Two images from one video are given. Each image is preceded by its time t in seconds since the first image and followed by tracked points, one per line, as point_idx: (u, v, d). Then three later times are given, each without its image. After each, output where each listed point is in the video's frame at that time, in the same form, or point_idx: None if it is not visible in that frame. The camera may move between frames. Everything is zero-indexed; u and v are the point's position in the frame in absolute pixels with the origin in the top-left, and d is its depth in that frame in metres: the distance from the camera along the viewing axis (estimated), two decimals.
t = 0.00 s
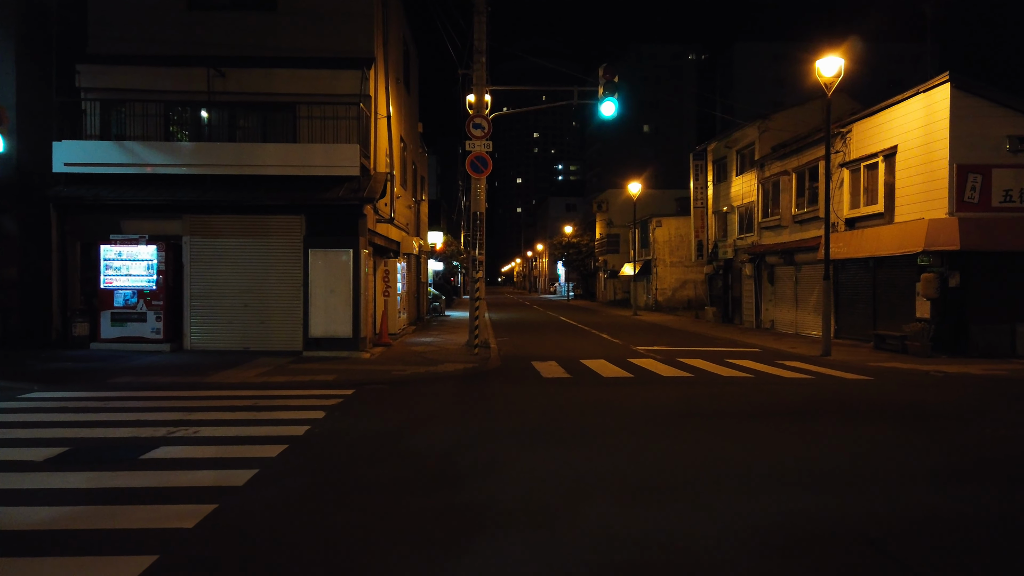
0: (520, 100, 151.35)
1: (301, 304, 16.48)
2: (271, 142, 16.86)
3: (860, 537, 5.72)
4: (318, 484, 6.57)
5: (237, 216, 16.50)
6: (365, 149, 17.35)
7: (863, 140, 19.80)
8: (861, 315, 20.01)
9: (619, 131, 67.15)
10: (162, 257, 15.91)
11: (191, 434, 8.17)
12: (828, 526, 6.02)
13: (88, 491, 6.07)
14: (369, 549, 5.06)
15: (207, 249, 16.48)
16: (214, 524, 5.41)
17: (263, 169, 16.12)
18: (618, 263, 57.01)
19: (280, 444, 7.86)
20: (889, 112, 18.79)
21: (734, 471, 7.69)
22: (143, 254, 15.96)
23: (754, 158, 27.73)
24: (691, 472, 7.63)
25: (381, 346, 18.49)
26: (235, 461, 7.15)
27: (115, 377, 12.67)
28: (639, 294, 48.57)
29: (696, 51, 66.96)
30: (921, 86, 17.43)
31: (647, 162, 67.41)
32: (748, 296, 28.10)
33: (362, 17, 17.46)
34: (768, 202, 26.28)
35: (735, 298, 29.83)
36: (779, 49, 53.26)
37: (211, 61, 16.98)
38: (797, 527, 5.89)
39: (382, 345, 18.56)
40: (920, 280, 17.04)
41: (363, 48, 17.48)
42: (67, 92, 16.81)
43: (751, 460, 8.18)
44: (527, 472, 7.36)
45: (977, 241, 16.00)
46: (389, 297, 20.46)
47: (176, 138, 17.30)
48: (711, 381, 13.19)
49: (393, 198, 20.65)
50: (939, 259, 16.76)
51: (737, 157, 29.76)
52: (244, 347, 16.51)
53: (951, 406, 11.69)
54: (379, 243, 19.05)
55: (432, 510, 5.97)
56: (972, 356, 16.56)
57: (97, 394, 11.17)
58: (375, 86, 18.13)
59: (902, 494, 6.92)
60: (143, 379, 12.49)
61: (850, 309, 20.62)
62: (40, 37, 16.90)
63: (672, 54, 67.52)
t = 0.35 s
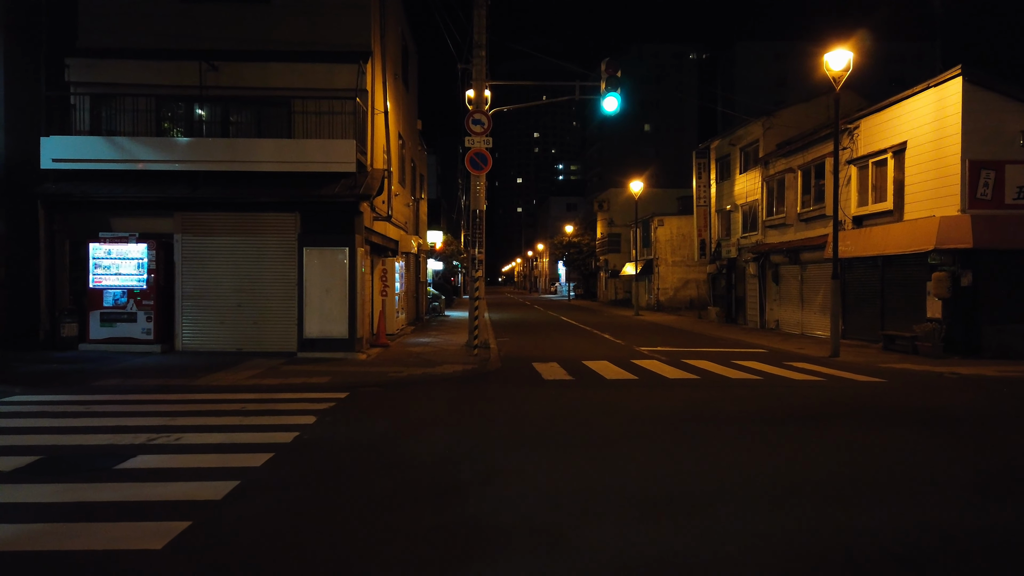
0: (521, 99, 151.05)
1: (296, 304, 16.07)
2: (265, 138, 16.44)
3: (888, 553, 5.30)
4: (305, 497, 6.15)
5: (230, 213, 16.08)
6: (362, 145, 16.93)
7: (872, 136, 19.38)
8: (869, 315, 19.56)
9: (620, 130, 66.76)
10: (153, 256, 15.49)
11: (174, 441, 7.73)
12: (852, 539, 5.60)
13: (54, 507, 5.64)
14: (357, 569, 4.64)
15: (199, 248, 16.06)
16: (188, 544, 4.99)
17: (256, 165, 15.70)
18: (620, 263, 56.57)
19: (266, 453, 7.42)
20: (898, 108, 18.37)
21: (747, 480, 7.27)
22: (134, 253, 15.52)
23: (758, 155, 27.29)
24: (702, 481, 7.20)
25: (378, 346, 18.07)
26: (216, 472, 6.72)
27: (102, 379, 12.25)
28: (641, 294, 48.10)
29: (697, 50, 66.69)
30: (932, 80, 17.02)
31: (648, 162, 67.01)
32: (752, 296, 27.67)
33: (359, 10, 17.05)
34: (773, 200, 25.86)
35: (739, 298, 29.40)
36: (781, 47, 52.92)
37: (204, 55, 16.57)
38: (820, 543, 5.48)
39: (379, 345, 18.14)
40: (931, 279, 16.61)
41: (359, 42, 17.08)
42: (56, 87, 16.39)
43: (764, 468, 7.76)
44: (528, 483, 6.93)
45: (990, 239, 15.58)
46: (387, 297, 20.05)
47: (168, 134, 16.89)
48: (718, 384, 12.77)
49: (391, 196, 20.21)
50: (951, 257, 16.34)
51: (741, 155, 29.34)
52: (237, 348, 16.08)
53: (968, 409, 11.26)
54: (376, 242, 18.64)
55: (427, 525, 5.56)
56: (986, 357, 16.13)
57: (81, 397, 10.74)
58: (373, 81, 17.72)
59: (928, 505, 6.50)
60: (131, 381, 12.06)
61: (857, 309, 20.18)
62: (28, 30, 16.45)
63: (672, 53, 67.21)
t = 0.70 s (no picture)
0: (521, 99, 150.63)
1: (291, 304, 15.63)
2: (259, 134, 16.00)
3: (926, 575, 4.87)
4: (296, 513, 5.68)
5: (224, 211, 15.65)
6: (359, 142, 16.49)
7: (882, 133, 18.94)
8: (880, 315, 19.09)
9: (621, 129, 66.34)
10: (144, 255, 15.07)
11: (154, 450, 7.23)
12: (890, 560, 5.15)
13: (20, 526, 5.21)
14: None
15: (191, 247, 15.62)
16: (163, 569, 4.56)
17: (251, 162, 15.27)
18: (621, 262, 56.10)
19: (254, 464, 7.00)
20: (910, 102, 17.91)
21: (770, 491, 6.82)
22: (124, 252, 15.11)
23: (764, 153, 26.82)
24: (722, 494, 6.73)
25: (376, 348, 17.64)
26: (197, 486, 6.24)
27: (89, 383, 11.82)
28: (643, 294, 47.64)
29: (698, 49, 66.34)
30: (945, 74, 16.58)
31: (649, 161, 66.60)
32: (757, 296, 27.21)
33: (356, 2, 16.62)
34: (778, 199, 25.41)
35: (743, 298, 28.95)
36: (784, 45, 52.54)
37: (197, 49, 16.14)
38: (851, 563, 5.05)
39: (377, 347, 17.71)
40: (944, 279, 16.16)
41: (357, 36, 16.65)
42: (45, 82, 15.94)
43: (787, 478, 7.30)
44: (537, 496, 6.47)
45: (1006, 237, 15.14)
46: (385, 297, 19.62)
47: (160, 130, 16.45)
48: (728, 388, 12.30)
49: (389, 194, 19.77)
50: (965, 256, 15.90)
51: (745, 152, 28.89)
52: (231, 350, 15.64)
53: (989, 414, 10.82)
54: (374, 240, 18.18)
55: (424, 545, 5.13)
56: (1001, 359, 15.69)
57: (64, 402, 10.30)
58: (370, 75, 17.28)
59: (963, 519, 6.07)
60: (118, 385, 11.63)
61: (867, 309, 19.73)
62: (16, 22, 16.00)
63: (673, 52, 66.82)
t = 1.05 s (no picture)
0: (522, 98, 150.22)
1: (288, 306, 15.20)
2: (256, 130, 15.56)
3: None
4: (289, 534, 5.23)
5: (219, 210, 15.21)
6: (358, 138, 16.04)
7: (894, 130, 18.49)
8: (892, 317, 18.63)
9: (623, 128, 65.90)
10: (137, 254, 14.64)
11: (138, 462, 6.78)
12: None
13: None
14: None
15: (186, 246, 15.19)
16: None
17: (246, 158, 14.83)
18: (623, 262, 55.65)
19: (243, 477, 6.54)
20: (924, 98, 17.45)
21: (798, 505, 6.36)
22: (116, 252, 14.68)
23: (770, 151, 26.37)
24: (744, 508, 6.29)
25: (376, 350, 17.19)
26: (182, 503, 5.79)
27: (78, 387, 11.39)
28: (646, 294, 47.17)
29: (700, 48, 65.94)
30: (960, 69, 16.13)
31: (651, 160, 66.15)
32: (764, 296, 26.76)
33: None
34: (786, 198, 24.96)
35: (749, 298, 28.51)
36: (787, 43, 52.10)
37: (192, 43, 15.70)
38: None
39: (377, 349, 17.26)
40: (960, 280, 15.71)
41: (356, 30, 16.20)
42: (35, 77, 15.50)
43: (813, 489, 6.84)
44: (548, 513, 6.01)
45: None
46: (385, 298, 19.17)
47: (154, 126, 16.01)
48: (741, 393, 11.85)
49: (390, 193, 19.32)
50: (981, 256, 15.45)
51: (751, 151, 28.44)
52: (226, 353, 15.20)
53: (1014, 419, 10.38)
54: (374, 240, 17.75)
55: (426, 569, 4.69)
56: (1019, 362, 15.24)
57: (50, 408, 9.87)
58: (370, 71, 16.83)
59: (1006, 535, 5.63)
60: (108, 389, 11.20)
61: (878, 310, 19.28)
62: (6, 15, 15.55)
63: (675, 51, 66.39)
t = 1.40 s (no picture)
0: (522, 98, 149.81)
1: (281, 306, 14.73)
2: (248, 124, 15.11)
3: None
4: (266, 554, 4.78)
5: (210, 207, 14.75)
6: (354, 134, 15.61)
7: (905, 126, 18.04)
8: (902, 317, 18.16)
9: (624, 127, 65.42)
10: (125, 252, 14.20)
11: (109, 474, 6.31)
12: None
13: None
14: None
15: (176, 244, 14.73)
16: None
17: (238, 154, 14.37)
18: (624, 262, 55.22)
19: (223, 489, 6.09)
20: (935, 93, 17.01)
21: (820, 519, 5.89)
22: (103, 249, 14.23)
23: (776, 148, 25.88)
24: (762, 519, 5.85)
25: (372, 351, 16.73)
26: (153, 520, 5.32)
27: (61, 390, 10.94)
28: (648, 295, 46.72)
29: (701, 47, 65.68)
30: (974, 62, 15.69)
31: (652, 160, 65.71)
32: (769, 296, 26.28)
33: None
34: (791, 195, 24.49)
35: (753, 298, 28.04)
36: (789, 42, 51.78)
37: (183, 35, 15.24)
38: None
39: (374, 350, 16.79)
40: (974, 278, 15.26)
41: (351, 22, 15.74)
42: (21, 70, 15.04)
43: (835, 501, 6.37)
44: (551, 528, 5.55)
45: None
46: (383, 298, 18.74)
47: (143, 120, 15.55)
48: (750, 396, 11.41)
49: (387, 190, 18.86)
50: (996, 254, 15.00)
51: (755, 148, 27.98)
52: (217, 354, 14.73)
53: None
54: (370, 238, 17.27)
55: None
56: None
57: (27, 412, 9.41)
58: (366, 64, 16.38)
59: None
60: (90, 392, 10.75)
61: (887, 310, 18.82)
62: None
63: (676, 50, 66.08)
